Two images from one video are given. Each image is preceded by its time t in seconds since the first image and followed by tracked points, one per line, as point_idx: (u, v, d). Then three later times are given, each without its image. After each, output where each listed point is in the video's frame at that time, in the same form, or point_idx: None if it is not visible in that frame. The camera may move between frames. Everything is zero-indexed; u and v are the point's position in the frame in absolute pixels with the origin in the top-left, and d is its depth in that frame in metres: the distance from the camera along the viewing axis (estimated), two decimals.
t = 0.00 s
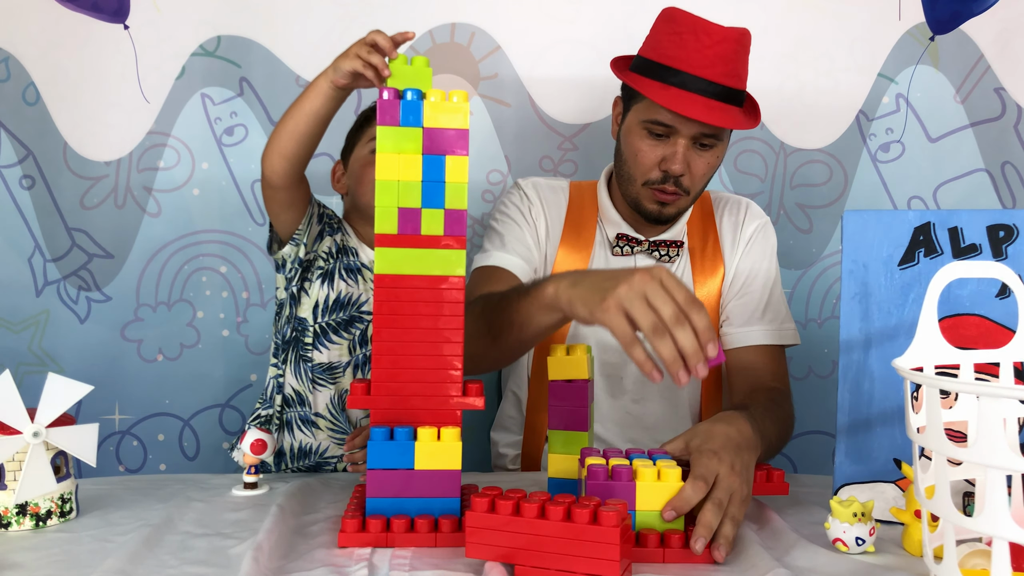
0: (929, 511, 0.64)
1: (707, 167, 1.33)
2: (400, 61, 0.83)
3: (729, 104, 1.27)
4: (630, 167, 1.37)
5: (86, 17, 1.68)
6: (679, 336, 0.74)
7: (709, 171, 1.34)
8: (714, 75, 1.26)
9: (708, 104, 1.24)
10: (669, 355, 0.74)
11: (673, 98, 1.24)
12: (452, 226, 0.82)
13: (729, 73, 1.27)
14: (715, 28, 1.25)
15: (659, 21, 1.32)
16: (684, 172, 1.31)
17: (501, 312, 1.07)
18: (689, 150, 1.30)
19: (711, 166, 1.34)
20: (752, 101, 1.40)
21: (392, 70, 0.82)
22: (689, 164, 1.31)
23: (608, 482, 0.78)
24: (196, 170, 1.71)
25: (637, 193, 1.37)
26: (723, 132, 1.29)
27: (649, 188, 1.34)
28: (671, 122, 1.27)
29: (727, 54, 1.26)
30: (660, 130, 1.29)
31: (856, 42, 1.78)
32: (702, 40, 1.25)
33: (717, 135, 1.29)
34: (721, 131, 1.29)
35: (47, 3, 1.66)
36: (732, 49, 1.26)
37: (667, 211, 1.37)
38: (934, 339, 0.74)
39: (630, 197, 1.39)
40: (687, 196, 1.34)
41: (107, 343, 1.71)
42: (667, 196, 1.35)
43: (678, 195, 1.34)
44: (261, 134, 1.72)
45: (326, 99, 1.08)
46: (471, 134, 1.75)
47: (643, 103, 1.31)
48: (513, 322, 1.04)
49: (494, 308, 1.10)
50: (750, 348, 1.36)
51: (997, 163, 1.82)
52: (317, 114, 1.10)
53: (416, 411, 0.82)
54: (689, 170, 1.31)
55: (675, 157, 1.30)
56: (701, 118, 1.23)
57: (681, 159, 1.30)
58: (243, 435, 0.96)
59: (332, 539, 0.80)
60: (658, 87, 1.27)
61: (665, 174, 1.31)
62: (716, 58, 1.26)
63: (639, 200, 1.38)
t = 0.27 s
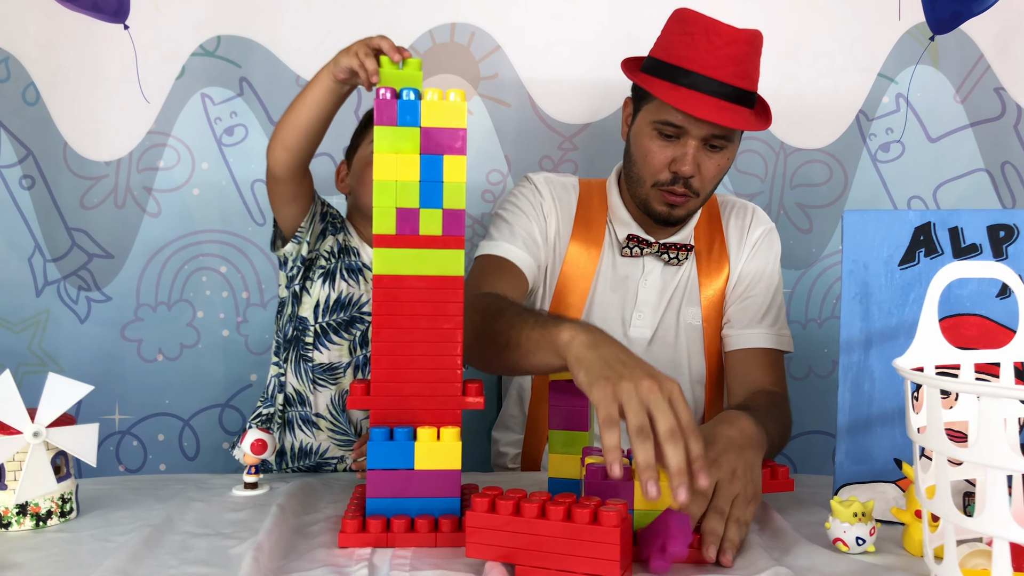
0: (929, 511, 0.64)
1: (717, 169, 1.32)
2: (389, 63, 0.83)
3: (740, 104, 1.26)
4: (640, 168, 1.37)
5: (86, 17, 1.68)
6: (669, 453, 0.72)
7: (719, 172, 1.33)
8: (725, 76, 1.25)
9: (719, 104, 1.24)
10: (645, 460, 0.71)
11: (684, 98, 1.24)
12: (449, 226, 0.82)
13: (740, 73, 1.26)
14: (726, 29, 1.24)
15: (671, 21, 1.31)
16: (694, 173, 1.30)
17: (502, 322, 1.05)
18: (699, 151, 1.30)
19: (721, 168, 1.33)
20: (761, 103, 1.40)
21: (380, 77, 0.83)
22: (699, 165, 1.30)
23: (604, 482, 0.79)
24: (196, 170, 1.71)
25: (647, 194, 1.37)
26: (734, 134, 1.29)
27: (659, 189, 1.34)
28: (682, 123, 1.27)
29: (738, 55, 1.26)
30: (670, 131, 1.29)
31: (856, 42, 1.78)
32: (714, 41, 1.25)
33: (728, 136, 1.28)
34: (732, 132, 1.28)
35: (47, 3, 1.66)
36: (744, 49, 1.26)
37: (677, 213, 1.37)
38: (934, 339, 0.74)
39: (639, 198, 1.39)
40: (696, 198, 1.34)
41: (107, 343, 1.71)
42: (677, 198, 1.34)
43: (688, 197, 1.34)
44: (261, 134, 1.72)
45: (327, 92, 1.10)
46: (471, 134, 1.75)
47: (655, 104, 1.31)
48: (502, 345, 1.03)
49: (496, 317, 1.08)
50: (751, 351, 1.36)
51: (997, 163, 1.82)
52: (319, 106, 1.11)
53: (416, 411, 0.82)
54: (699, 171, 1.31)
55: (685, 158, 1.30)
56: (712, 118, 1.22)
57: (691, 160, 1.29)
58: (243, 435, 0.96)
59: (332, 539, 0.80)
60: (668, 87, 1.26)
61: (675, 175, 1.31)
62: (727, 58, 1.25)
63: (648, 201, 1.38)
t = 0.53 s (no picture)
0: (929, 511, 0.64)
1: (712, 161, 1.32)
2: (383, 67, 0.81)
3: (734, 94, 1.27)
4: (635, 164, 1.37)
5: (86, 17, 1.68)
6: (650, 489, 0.78)
7: (715, 165, 1.33)
8: (716, 66, 1.26)
9: (709, 93, 1.24)
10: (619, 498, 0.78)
11: (675, 87, 1.25)
12: (448, 226, 0.82)
13: (732, 63, 1.26)
14: (715, 19, 1.25)
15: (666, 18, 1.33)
16: (688, 164, 1.31)
17: (510, 311, 1.07)
18: (693, 141, 1.31)
19: (717, 161, 1.33)
20: (761, 96, 1.40)
21: (375, 81, 0.81)
22: (693, 156, 1.31)
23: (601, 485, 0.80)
24: (196, 170, 1.71)
25: (643, 188, 1.37)
26: (727, 123, 1.30)
27: (655, 182, 1.34)
28: (673, 112, 1.29)
29: (729, 45, 1.26)
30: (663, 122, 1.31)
31: (856, 42, 1.78)
32: (703, 32, 1.26)
33: (720, 124, 1.30)
34: (724, 121, 1.30)
35: (47, 3, 1.66)
36: (734, 40, 1.26)
37: (675, 207, 1.36)
38: (934, 338, 0.74)
39: (637, 194, 1.39)
40: (693, 190, 1.34)
41: (107, 343, 1.71)
42: (673, 191, 1.34)
43: (684, 190, 1.34)
44: (261, 134, 1.72)
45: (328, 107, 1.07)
46: (471, 135, 1.75)
47: (647, 97, 1.33)
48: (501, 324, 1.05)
49: (505, 303, 1.10)
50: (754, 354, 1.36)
51: (996, 163, 1.82)
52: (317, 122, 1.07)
53: (416, 412, 0.82)
54: (693, 162, 1.31)
55: (678, 148, 1.30)
56: (702, 106, 1.23)
57: (684, 150, 1.30)
58: (243, 435, 0.96)
59: (332, 539, 0.80)
60: (660, 79, 1.27)
61: (669, 167, 1.32)
62: (718, 49, 1.26)
63: (646, 196, 1.37)
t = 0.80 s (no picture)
0: (929, 511, 0.64)
1: (718, 157, 1.33)
2: (383, 65, 0.82)
3: (737, 90, 1.28)
4: (640, 163, 1.37)
5: (86, 17, 1.68)
6: (644, 488, 0.78)
7: (721, 161, 1.33)
8: (717, 62, 1.27)
9: (711, 90, 1.26)
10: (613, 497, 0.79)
11: (677, 86, 1.27)
12: (448, 226, 0.82)
13: (733, 59, 1.28)
14: (715, 17, 1.27)
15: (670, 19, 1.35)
16: (694, 161, 1.31)
17: (510, 305, 1.07)
18: (698, 138, 1.31)
19: (724, 157, 1.33)
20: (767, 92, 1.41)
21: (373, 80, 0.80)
22: (699, 153, 1.31)
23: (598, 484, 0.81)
24: (196, 170, 1.71)
25: (650, 187, 1.37)
26: (732, 120, 1.31)
27: (660, 180, 1.34)
28: (678, 110, 1.30)
29: (730, 41, 1.28)
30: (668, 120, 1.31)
31: (856, 42, 1.78)
32: (704, 30, 1.28)
33: (725, 120, 1.31)
34: (729, 118, 1.31)
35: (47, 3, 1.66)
36: (735, 36, 1.28)
37: (682, 204, 1.35)
38: (934, 339, 0.74)
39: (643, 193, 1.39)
40: (700, 187, 1.34)
41: (107, 343, 1.71)
42: (679, 187, 1.34)
43: (690, 186, 1.33)
44: (261, 134, 1.72)
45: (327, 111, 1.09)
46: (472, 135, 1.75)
47: (651, 97, 1.34)
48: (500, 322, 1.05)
49: (504, 297, 1.10)
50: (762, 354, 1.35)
51: (996, 163, 1.82)
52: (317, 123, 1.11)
53: (416, 412, 0.82)
54: (699, 159, 1.32)
55: (683, 146, 1.31)
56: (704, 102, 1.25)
57: (690, 147, 1.31)
58: (243, 435, 0.96)
59: (332, 539, 0.80)
60: (663, 79, 1.29)
61: (675, 164, 1.32)
62: (719, 46, 1.28)
63: (651, 195, 1.37)
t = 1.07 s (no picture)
0: (929, 511, 0.64)
1: (711, 164, 1.32)
2: (394, 68, 0.81)
3: (725, 99, 1.27)
4: (635, 169, 1.38)
5: (86, 17, 1.68)
6: (645, 396, 0.72)
7: (714, 168, 1.33)
8: (704, 73, 1.26)
9: (698, 102, 1.26)
10: (616, 413, 0.72)
11: (664, 100, 1.27)
12: (454, 226, 0.82)
13: (720, 68, 1.27)
14: (701, 26, 1.25)
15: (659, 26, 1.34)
16: (684, 170, 1.31)
17: (499, 269, 1.05)
18: (688, 147, 1.31)
19: (717, 163, 1.33)
20: (763, 91, 1.39)
21: (382, 82, 0.81)
22: (690, 162, 1.32)
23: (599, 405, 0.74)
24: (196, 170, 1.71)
25: (644, 193, 1.37)
26: (722, 129, 1.30)
27: (653, 188, 1.35)
28: (666, 123, 1.29)
29: (716, 50, 1.26)
30: (658, 131, 1.31)
31: (856, 42, 1.78)
32: (689, 40, 1.26)
33: (715, 131, 1.29)
34: (719, 128, 1.29)
35: (47, 3, 1.66)
36: (722, 45, 1.26)
37: (675, 210, 1.37)
38: (933, 339, 0.74)
39: (638, 197, 1.40)
40: (693, 194, 1.34)
41: (107, 343, 1.71)
42: (671, 195, 1.35)
43: (683, 194, 1.34)
44: (261, 134, 1.72)
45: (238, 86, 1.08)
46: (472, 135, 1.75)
47: (640, 108, 1.33)
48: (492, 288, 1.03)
49: (493, 267, 1.08)
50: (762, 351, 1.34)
51: (996, 163, 1.82)
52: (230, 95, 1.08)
53: (417, 411, 0.82)
54: (690, 168, 1.32)
55: (674, 156, 1.31)
56: (689, 116, 1.24)
57: (680, 158, 1.31)
58: (243, 435, 0.97)
59: (332, 539, 0.80)
60: (651, 90, 1.29)
61: (666, 173, 1.32)
62: (706, 55, 1.27)
63: (646, 200, 1.38)
